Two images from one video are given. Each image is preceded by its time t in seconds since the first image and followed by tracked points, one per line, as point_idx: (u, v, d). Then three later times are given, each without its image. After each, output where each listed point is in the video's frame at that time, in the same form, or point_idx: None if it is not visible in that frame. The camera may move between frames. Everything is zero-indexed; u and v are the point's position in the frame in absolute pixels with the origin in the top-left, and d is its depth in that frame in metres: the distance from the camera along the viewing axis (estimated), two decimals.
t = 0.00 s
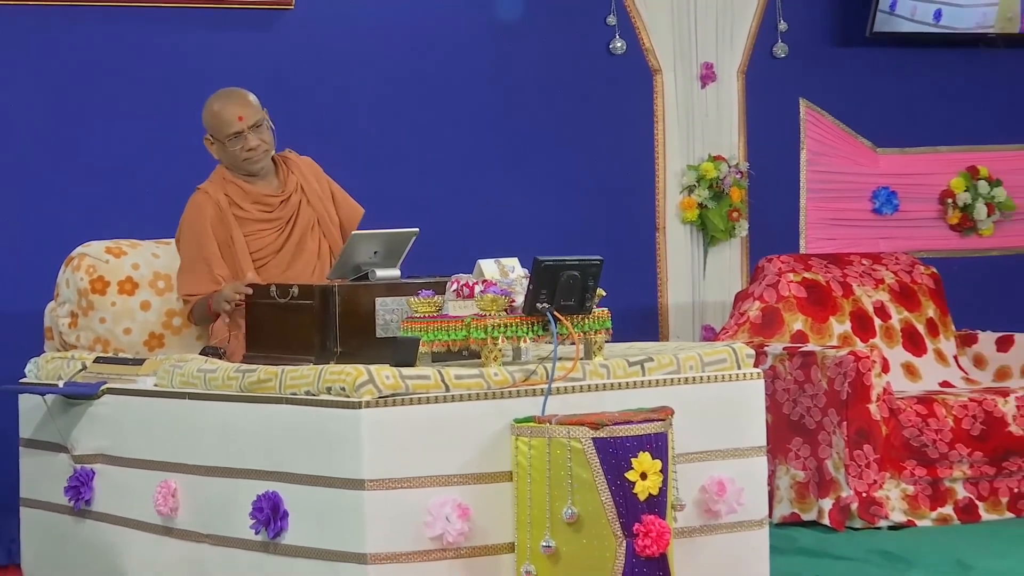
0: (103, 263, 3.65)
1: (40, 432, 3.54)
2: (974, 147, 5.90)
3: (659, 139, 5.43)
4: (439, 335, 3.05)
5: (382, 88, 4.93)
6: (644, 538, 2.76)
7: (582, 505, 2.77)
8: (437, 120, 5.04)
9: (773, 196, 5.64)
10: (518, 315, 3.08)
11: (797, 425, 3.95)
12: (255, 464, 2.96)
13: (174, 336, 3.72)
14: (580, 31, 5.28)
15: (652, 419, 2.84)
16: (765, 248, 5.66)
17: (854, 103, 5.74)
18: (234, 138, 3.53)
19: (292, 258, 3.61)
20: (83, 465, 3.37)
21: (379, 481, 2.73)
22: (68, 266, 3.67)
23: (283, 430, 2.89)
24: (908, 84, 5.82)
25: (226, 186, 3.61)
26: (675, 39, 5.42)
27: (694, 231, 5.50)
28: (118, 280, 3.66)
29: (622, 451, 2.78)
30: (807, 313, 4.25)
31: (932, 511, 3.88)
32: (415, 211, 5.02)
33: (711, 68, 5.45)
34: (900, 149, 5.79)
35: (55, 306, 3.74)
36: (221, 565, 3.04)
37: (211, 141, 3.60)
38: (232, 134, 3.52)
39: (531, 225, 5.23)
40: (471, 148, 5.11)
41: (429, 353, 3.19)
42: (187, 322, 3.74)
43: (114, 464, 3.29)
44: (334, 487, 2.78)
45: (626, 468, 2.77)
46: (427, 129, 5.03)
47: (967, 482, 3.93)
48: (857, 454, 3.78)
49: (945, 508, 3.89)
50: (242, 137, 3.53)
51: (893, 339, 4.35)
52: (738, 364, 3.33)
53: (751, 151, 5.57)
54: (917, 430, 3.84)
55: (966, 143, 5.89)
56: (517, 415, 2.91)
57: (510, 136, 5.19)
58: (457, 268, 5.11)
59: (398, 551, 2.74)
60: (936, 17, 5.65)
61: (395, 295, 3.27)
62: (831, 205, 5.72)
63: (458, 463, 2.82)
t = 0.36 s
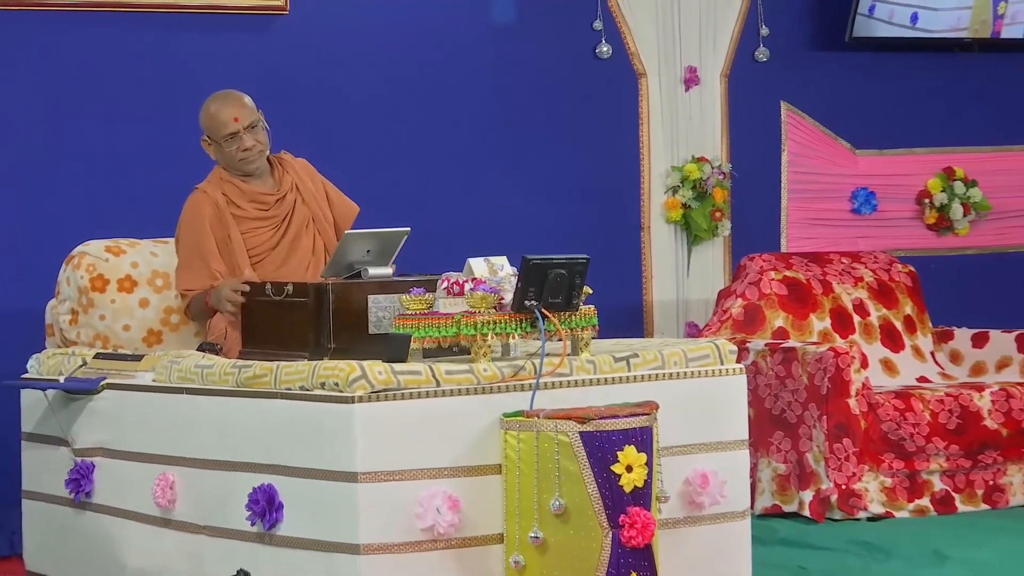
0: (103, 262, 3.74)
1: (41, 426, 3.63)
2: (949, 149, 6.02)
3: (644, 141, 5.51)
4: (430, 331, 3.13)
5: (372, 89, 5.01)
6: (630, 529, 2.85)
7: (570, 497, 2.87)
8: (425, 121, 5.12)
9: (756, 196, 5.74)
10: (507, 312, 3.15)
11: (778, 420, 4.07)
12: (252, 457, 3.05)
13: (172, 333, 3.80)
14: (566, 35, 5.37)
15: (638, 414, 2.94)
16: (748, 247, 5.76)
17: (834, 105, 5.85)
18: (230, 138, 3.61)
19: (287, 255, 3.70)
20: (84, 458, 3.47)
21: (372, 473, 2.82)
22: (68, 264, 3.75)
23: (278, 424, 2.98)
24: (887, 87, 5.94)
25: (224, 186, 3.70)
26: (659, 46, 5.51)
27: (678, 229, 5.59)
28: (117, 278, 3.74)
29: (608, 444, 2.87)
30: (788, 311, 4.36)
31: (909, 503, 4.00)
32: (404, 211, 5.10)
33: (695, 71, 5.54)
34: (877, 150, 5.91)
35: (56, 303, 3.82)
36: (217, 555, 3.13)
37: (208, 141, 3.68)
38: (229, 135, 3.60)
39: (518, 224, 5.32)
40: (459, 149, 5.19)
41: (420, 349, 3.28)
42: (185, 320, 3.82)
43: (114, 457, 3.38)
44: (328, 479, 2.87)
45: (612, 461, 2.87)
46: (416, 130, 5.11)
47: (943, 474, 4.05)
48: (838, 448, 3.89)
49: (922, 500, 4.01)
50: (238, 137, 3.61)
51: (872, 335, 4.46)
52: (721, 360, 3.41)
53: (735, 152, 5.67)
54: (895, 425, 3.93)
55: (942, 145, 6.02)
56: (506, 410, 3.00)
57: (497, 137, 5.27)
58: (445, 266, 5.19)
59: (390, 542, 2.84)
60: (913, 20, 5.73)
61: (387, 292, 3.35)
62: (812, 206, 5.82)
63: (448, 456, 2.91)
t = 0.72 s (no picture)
0: (103, 262, 3.82)
1: (42, 422, 3.73)
2: (926, 152, 6.15)
3: (630, 144, 5.61)
4: (420, 330, 3.20)
5: (362, 93, 5.10)
6: (615, 522, 2.94)
7: (557, 491, 2.96)
8: (414, 125, 5.20)
9: (739, 197, 5.84)
10: (496, 311, 3.24)
11: (760, 415, 4.18)
12: (247, 452, 3.14)
13: (170, 331, 3.88)
14: (552, 40, 5.46)
15: (623, 410, 3.03)
16: (731, 247, 5.86)
17: (816, 108, 5.95)
18: (233, 136, 3.71)
19: (287, 251, 3.78)
20: (83, 453, 3.55)
21: (364, 468, 2.91)
22: (68, 264, 3.84)
23: (273, 419, 3.07)
24: (867, 91, 6.05)
25: (227, 183, 3.80)
26: (644, 53, 5.61)
27: (663, 230, 5.69)
28: (116, 278, 3.83)
29: (594, 440, 2.96)
30: (769, 310, 4.49)
31: (888, 496, 4.10)
32: (393, 212, 5.18)
33: (679, 76, 5.63)
34: (857, 153, 6.03)
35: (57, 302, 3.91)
36: (213, 548, 3.22)
37: (212, 140, 3.79)
38: (232, 132, 3.71)
39: (505, 224, 5.40)
40: (448, 152, 5.28)
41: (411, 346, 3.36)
42: (182, 318, 3.91)
43: (114, 452, 3.47)
44: (322, 473, 2.96)
45: (598, 455, 2.96)
46: (405, 133, 5.19)
47: (920, 468, 4.16)
48: (817, 443, 4.00)
49: (900, 493, 4.12)
50: (241, 135, 3.72)
51: (851, 334, 4.60)
52: (704, 357, 3.50)
53: (718, 155, 5.77)
54: (873, 420, 4.05)
55: (919, 148, 6.14)
56: (495, 406, 3.09)
57: (485, 140, 5.35)
58: (433, 266, 5.27)
59: (382, 535, 2.93)
60: (890, 24, 5.83)
61: (379, 292, 3.46)
62: (794, 207, 5.93)
63: (439, 450, 3.01)
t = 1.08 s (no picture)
0: (102, 263, 3.92)
1: (43, 418, 3.83)
2: (902, 156, 6.27)
3: (614, 149, 5.72)
4: (411, 328, 3.31)
5: (352, 98, 5.18)
6: (601, 516, 3.04)
7: (545, 486, 3.06)
8: (403, 129, 5.30)
9: (721, 199, 5.95)
10: (485, 310, 3.34)
11: (742, 411, 4.29)
12: (243, 448, 3.23)
13: (167, 330, 3.97)
14: (539, 47, 5.55)
15: (608, 407, 3.13)
16: (714, 248, 5.97)
17: (796, 113, 6.07)
18: (230, 139, 3.80)
19: (281, 252, 3.88)
20: (83, 449, 3.66)
21: (357, 464, 3.00)
22: (69, 265, 3.93)
23: (268, 416, 3.17)
24: (846, 95, 6.17)
25: (225, 184, 3.90)
26: (629, 59, 5.71)
27: (647, 231, 5.80)
28: (115, 278, 3.92)
29: (580, 435, 3.07)
30: (751, 309, 4.60)
31: (866, 490, 4.23)
32: (383, 214, 5.27)
33: (662, 82, 5.74)
34: (836, 156, 6.15)
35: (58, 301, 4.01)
36: (210, 541, 3.32)
37: (211, 143, 3.88)
38: (229, 136, 3.80)
39: (492, 226, 5.50)
40: (436, 155, 5.37)
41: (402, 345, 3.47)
42: (179, 317, 3.99)
43: (113, 448, 3.57)
44: (316, 469, 3.05)
45: (584, 451, 3.06)
46: (394, 137, 5.28)
47: (897, 463, 4.28)
48: (798, 439, 4.11)
49: (877, 488, 4.24)
50: (237, 138, 3.81)
51: (831, 333, 4.72)
52: (688, 355, 3.59)
53: (701, 158, 5.88)
54: (852, 416, 4.17)
55: (895, 152, 6.27)
56: (483, 403, 3.19)
57: (473, 144, 5.45)
58: (422, 267, 5.37)
59: (373, 529, 3.03)
60: (867, 29, 5.96)
61: (371, 291, 3.54)
62: (773, 210, 6.04)
63: (430, 446, 3.10)
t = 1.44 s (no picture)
0: (103, 263, 4.02)
1: (46, 415, 3.93)
2: (882, 160, 6.40)
3: (602, 151, 5.81)
4: (405, 327, 3.40)
5: (345, 102, 5.28)
6: (589, 509, 3.15)
7: (535, 480, 3.16)
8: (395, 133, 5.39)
9: (706, 201, 6.06)
10: (476, 309, 3.44)
11: (725, 407, 4.41)
12: (240, 443, 3.33)
13: (167, 328, 4.06)
14: (528, 53, 5.65)
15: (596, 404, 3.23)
16: (699, 249, 6.08)
17: (780, 118, 6.19)
18: (226, 143, 3.90)
19: (277, 253, 3.98)
20: (84, 445, 3.76)
21: (351, 459, 3.10)
22: (70, 265, 4.04)
23: (265, 413, 3.26)
24: (828, 100, 6.29)
25: (222, 186, 3.98)
26: (617, 65, 5.81)
27: (634, 232, 5.90)
28: (116, 278, 4.01)
29: (569, 431, 3.17)
30: (735, 308, 4.72)
31: (847, 484, 4.34)
32: (375, 216, 5.36)
33: (649, 87, 5.84)
34: (818, 160, 6.26)
35: (60, 301, 4.11)
36: (209, 534, 3.41)
37: (209, 146, 3.99)
38: (225, 139, 3.90)
39: (482, 227, 5.59)
40: (427, 158, 5.46)
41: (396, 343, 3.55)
42: (179, 316, 4.08)
43: (114, 444, 3.67)
44: (311, 464, 3.14)
45: (573, 446, 3.16)
46: (386, 141, 5.37)
47: (877, 458, 4.41)
48: (781, 434, 4.23)
49: (858, 482, 4.36)
50: (233, 142, 3.91)
51: (812, 331, 4.85)
52: (674, 353, 3.68)
53: (686, 161, 5.99)
54: (833, 413, 4.27)
55: (876, 156, 6.40)
56: (475, 400, 3.29)
57: (463, 147, 5.54)
58: (412, 267, 5.46)
59: (367, 522, 3.12)
60: (848, 35, 6.08)
61: (366, 291, 3.63)
62: (758, 211, 6.15)
63: (423, 442, 3.20)
